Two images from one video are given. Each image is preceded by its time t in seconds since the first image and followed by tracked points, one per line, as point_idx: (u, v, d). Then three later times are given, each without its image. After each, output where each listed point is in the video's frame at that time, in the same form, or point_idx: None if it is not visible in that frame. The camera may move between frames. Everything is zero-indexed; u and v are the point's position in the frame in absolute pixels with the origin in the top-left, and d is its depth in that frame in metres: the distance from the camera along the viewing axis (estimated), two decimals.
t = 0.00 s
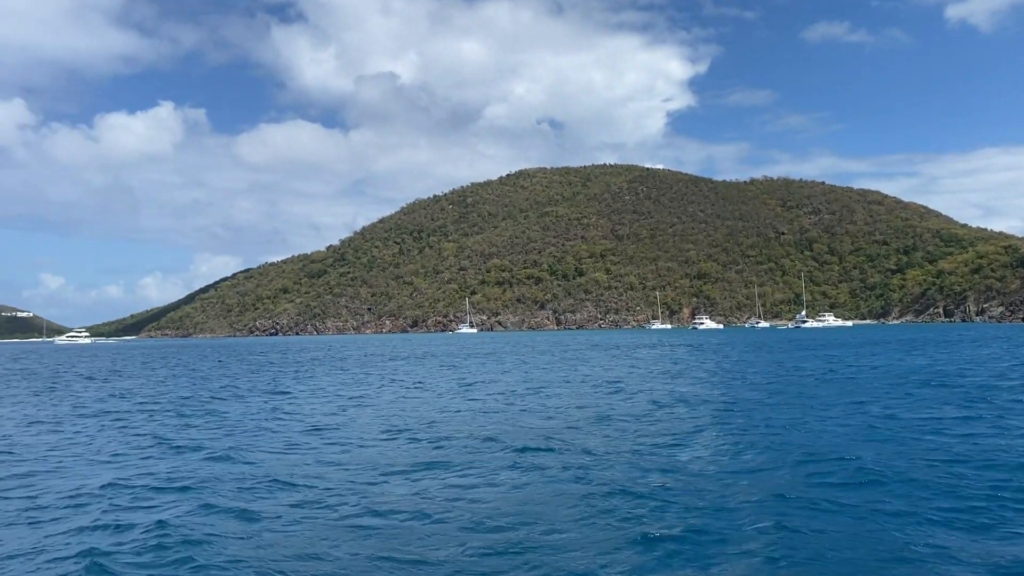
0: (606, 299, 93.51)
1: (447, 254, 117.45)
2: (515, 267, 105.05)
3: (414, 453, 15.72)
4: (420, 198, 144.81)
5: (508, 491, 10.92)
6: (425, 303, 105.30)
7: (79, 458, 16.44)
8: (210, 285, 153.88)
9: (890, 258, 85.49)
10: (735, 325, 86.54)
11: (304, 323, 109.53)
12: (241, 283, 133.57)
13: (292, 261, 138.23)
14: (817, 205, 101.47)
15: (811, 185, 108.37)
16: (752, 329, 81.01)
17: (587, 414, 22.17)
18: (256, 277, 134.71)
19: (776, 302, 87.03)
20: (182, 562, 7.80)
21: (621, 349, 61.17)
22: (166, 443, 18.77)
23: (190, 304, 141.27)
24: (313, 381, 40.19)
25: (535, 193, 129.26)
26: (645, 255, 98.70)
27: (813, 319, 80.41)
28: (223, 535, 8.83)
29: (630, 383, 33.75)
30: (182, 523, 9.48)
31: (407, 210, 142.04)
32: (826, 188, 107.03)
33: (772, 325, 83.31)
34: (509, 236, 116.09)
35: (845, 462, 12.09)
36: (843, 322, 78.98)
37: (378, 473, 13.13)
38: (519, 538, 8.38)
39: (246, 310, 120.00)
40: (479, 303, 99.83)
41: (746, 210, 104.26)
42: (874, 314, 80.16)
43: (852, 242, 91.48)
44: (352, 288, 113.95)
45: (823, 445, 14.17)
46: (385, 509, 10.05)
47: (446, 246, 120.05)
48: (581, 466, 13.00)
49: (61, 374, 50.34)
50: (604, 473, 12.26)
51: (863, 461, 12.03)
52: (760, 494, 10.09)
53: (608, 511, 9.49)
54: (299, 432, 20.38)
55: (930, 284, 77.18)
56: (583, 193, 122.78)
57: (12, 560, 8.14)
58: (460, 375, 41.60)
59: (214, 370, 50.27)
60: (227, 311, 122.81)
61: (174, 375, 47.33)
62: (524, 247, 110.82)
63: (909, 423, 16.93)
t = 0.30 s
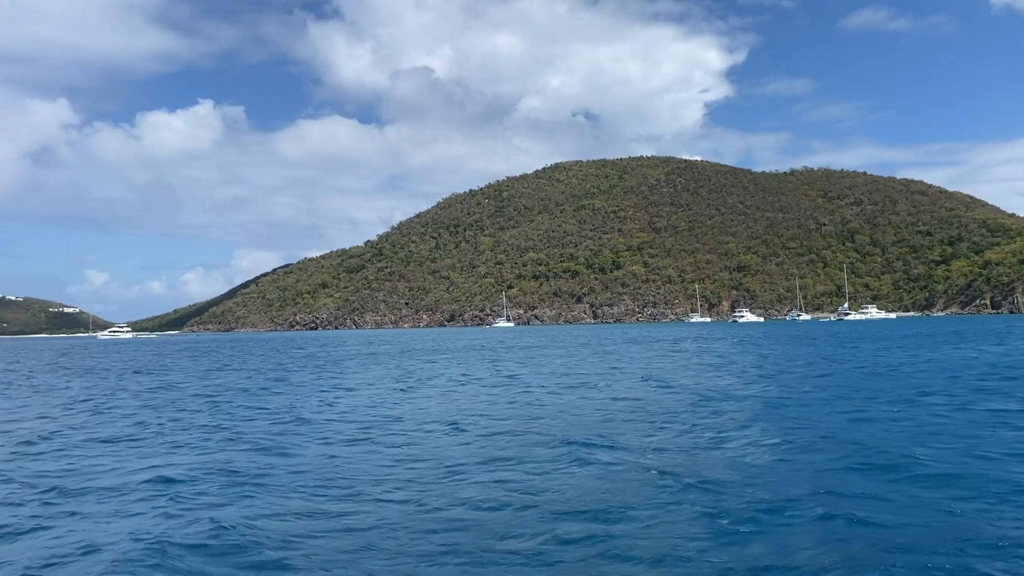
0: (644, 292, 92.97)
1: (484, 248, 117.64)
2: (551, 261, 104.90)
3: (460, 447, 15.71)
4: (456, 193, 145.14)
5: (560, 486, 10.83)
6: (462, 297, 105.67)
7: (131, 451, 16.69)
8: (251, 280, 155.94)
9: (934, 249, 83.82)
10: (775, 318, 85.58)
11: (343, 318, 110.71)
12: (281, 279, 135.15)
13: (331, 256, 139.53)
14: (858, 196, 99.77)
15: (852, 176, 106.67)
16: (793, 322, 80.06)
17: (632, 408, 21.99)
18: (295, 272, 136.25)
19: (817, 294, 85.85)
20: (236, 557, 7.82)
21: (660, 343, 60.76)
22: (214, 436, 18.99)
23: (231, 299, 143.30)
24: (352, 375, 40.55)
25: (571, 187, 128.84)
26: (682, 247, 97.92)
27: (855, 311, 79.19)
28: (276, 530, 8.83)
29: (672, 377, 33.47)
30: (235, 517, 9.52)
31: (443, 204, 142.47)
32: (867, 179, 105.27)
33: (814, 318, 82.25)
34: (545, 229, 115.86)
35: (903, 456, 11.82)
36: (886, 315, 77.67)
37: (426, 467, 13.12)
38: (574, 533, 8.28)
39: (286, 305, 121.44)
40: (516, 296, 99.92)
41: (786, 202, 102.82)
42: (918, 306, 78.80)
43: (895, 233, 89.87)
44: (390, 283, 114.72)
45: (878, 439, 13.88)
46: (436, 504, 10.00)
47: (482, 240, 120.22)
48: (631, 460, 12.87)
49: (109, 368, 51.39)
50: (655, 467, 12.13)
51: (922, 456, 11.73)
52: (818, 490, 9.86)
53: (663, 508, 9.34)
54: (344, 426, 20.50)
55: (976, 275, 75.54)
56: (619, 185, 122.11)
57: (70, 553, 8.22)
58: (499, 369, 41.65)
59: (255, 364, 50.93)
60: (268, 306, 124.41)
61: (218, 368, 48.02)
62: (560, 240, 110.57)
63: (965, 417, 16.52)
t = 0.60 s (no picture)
0: (682, 286, 92.26)
1: (520, 243, 117.56)
2: (588, 255, 104.45)
3: (499, 442, 15.48)
4: (492, 188, 145.17)
5: (603, 483, 10.52)
6: (498, 292, 105.77)
7: (172, 447, 16.73)
8: (290, 277, 157.73)
9: (981, 240, 81.95)
10: (816, 311, 84.45)
11: (381, 313, 111.59)
12: (320, 274, 136.45)
13: (368, 252, 140.57)
14: (901, 186, 97.89)
15: (895, 166, 104.73)
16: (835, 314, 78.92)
17: (673, 403, 21.60)
18: (334, 268, 137.51)
19: (859, 286, 84.49)
20: (268, 558, 7.64)
21: (699, 337, 60.24)
22: (253, 431, 19.00)
23: (270, 295, 144.97)
24: (392, 369, 40.75)
25: (607, 180, 128.13)
26: (721, 240, 96.84)
27: (899, 304, 77.78)
28: (309, 529, 8.64)
29: (714, 371, 32.95)
30: (267, 516, 9.35)
31: (479, 199, 142.63)
32: (910, 168, 103.27)
33: (856, 311, 80.96)
34: (582, 223, 115.40)
35: (960, 451, 11.33)
36: (931, 307, 76.17)
37: (463, 463, 12.91)
38: (615, 534, 7.94)
39: (325, 301, 122.62)
40: (553, 291, 99.75)
41: (826, 193, 101.19)
42: (963, 298, 77.20)
43: (939, 224, 88.05)
44: (427, 278, 115.24)
45: (932, 434, 13.33)
46: (470, 501, 9.76)
47: (519, 235, 120.20)
48: (675, 456, 12.52)
49: (155, 363, 52.30)
50: (699, 462, 11.77)
51: (983, 453, 11.19)
52: (873, 488, 9.42)
53: (709, 505, 8.99)
54: (382, 421, 20.40)
55: None
56: (656, 177, 121.14)
57: (102, 552, 8.10)
58: (537, 364, 41.57)
59: (295, 359, 51.48)
60: (307, 301, 125.79)
61: (260, 364, 48.49)
62: (597, 234, 110.08)
63: (1023, 411, 15.90)
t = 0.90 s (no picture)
0: (720, 280, 91.49)
1: (556, 238, 117.48)
2: (625, 249, 104.03)
3: (543, 437, 15.42)
4: (527, 183, 145.10)
5: (652, 480, 10.42)
6: (534, 287, 105.89)
7: (218, 441, 16.94)
8: (328, 273, 159.30)
9: None
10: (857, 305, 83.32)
11: (418, 308, 112.39)
12: (357, 271, 137.57)
13: (404, 248, 141.39)
14: (945, 176, 95.95)
15: (938, 156, 102.71)
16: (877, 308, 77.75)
17: (716, 398, 21.37)
18: (370, 265, 138.57)
19: (902, 280, 83.08)
20: (317, 557, 7.66)
21: (737, 331, 59.77)
22: (296, 426, 19.17)
23: (308, 291, 146.79)
24: (429, 364, 41.06)
25: (643, 173, 127.33)
26: (760, 233, 95.83)
27: (944, 297, 76.34)
28: (357, 527, 8.65)
29: (756, 365, 32.55)
30: (317, 513, 9.40)
31: (514, 194, 142.66)
32: (954, 159, 101.22)
33: (899, 304, 79.72)
34: (618, 217, 114.89)
35: (1021, 448, 10.99)
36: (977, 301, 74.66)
37: (508, 458, 12.88)
38: (666, 532, 7.85)
39: (363, 297, 123.86)
40: (589, 286, 99.63)
41: (868, 184, 99.48)
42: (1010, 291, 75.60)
43: (985, 215, 86.16)
44: (463, 273, 115.68)
45: (988, 429, 12.99)
46: (518, 500, 9.69)
47: (554, 230, 120.12)
48: (723, 452, 12.36)
49: (197, 359, 53.24)
50: (749, 459, 11.60)
51: None
52: (931, 484, 9.25)
53: (762, 503, 8.85)
54: (423, 415, 20.46)
55: None
56: (693, 170, 120.07)
57: (156, 546, 8.18)
58: (573, 358, 41.61)
59: (334, 354, 52.06)
60: (345, 297, 127.06)
61: (300, 359, 49.09)
62: (634, 228, 109.52)
63: None
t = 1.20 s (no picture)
0: (758, 276, 90.63)
1: (591, 234, 117.16)
2: (660, 245, 103.42)
3: (579, 433, 15.34)
4: (562, 179, 144.81)
5: (690, 478, 10.30)
6: (569, 283, 105.76)
7: (257, 438, 17.10)
8: (363, 271, 160.51)
9: None
10: (898, 300, 82.16)
11: (454, 305, 112.96)
12: (392, 268, 138.54)
13: (439, 245, 142.04)
14: (989, 169, 93.86)
15: (981, 148, 100.55)
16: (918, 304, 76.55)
17: (755, 394, 21.11)
18: (405, 262, 139.44)
19: (945, 274, 81.54)
20: (355, 556, 7.66)
21: (775, 327, 59.20)
22: (333, 422, 19.29)
23: (344, 289, 147.98)
24: (467, 361, 41.30)
25: (678, 168, 126.35)
26: (798, 229, 94.68)
27: (988, 293, 74.86)
28: (393, 526, 8.65)
29: (795, 362, 32.11)
30: (353, 510, 9.42)
31: (548, 191, 142.46)
32: (998, 151, 99.05)
33: (941, 300, 78.38)
34: (653, 213, 114.23)
35: None
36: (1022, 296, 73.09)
37: (544, 454, 12.83)
38: (718, 527, 7.91)
39: (398, 294, 124.70)
40: (625, 282, 99.27)
41: (909, 178, 97.64)
42: None
43: None
44: (497, 270, 115.94)
45: None
46: (555, 497, 9.64)
47: (589, 226, 119.90)
48: (761, 449, 12.19)
49: (238, 356, 53.95)
50: (790, 456, 11.42)
51: None
52: (984, 480, 9.22)
53: (804, 502, 8.70)
54: (459, 412, 20.50)
55: None
56: (729, 165, 118.88)
57: (196, 543, 8.24)
58: (611, 354, 41.59)
59: (372, 351, 52.50)
60: (381, 295, 128.16)
61: (338, 355, 49.47)
62: (669, 223, 108.85)
63: None
